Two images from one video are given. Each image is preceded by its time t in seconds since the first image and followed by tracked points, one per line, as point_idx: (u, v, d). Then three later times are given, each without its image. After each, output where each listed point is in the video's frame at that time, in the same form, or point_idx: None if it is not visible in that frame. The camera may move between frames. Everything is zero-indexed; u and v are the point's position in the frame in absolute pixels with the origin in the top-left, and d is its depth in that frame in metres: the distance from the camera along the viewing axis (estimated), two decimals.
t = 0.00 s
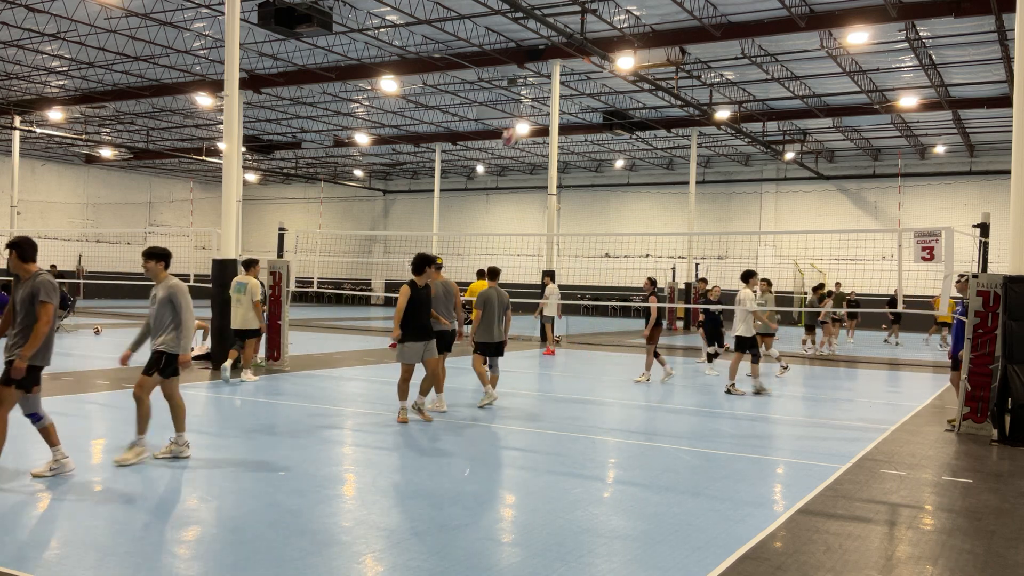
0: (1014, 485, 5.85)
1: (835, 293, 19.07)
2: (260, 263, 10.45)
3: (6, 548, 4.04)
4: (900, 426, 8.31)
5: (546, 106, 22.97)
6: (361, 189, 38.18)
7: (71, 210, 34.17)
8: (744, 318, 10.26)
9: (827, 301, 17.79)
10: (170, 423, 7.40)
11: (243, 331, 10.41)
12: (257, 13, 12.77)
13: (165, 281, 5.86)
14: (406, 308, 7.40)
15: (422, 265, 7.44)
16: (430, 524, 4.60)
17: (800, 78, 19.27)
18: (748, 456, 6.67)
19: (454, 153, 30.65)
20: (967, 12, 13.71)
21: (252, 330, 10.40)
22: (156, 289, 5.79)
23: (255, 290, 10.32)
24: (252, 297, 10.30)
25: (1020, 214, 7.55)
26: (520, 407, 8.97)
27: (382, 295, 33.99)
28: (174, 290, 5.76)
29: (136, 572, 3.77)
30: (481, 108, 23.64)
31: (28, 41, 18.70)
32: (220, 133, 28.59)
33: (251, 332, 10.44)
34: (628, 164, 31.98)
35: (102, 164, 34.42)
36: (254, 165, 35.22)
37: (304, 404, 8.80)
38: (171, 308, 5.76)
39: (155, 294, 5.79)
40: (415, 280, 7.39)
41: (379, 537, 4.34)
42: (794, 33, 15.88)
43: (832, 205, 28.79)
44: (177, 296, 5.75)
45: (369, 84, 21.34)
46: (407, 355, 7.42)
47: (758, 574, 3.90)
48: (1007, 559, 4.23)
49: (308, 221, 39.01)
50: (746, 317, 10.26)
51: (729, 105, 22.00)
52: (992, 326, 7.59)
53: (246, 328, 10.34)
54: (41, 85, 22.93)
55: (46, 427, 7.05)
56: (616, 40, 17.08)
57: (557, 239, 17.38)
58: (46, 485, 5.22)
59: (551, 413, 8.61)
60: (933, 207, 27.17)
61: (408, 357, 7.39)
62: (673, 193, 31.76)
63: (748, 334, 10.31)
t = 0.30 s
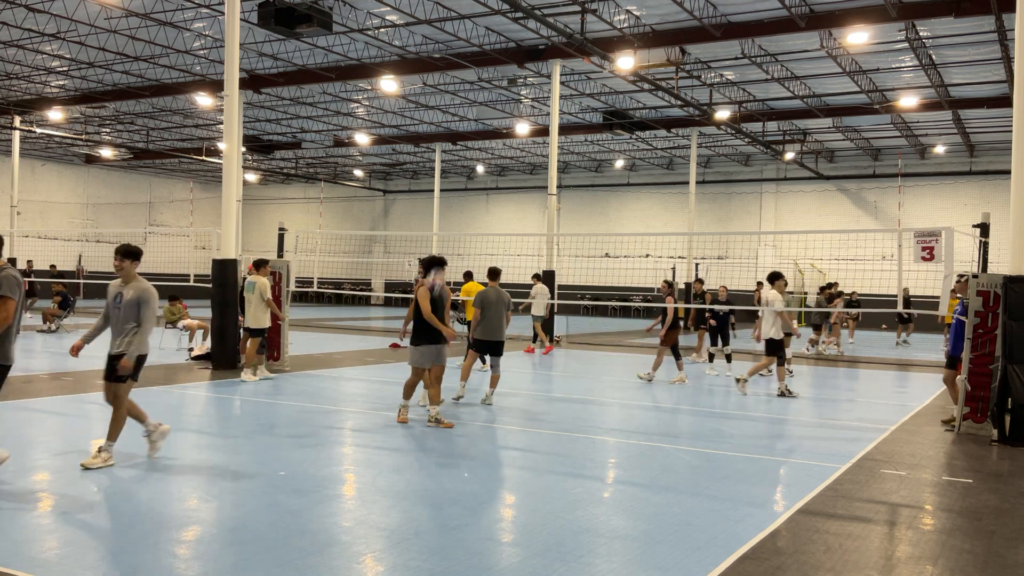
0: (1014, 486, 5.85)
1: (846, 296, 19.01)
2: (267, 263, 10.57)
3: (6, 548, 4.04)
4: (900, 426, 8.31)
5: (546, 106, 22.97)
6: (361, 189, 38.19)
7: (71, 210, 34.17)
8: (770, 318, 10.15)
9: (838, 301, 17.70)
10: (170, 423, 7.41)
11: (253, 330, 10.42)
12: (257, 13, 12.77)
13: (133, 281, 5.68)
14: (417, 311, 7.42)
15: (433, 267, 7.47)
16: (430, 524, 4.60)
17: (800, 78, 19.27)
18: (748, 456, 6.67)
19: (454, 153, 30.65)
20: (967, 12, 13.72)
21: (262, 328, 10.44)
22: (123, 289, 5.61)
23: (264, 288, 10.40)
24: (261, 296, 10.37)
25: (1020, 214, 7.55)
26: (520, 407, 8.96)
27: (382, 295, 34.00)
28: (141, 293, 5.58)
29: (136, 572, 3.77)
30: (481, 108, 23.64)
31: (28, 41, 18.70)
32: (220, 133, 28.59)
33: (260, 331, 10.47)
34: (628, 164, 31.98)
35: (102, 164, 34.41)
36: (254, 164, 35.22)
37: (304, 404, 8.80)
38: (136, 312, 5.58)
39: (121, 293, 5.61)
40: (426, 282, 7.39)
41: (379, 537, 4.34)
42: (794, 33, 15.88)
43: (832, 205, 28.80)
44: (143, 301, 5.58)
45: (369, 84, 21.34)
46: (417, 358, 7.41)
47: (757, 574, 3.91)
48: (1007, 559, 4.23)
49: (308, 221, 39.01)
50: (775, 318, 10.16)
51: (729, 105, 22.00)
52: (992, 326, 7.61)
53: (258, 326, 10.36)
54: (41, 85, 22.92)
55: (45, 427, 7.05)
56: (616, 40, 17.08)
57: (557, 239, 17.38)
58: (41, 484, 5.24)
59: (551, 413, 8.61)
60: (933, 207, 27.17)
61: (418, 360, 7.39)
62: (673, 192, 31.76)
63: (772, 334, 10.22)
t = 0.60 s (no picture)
0: (1014, 486, 5.84)
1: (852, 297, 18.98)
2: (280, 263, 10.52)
3: (5, 548, 4.03)
4: (900, 426, 8.31)
5: (546, 106, 22.97)
6: (361, 189, 38.19)
7: (71, 210, 34.17)
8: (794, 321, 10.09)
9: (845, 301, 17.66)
10: (170, 423, 7.41)
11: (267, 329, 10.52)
12: (257, 13, 12.77)
13: (105, 278, 5.54)
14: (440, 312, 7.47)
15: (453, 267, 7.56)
16: (430, 524, 4.60)
17: (800, 78, 19.27)
18: (748, 456, 6.67)
19: (454, 153, 30.65)
20: (966, 12, 13.72)
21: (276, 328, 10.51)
22: (97, 289, 5.48)
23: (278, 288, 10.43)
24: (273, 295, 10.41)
25: (1020, 213, 7.54)
26: (521, 407, 8.96)
27: (382, 295, 34.01)
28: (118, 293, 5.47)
29: (136, 572, 3.77)
30: (481, 108, 23.64)
31: (28, 41, 18.70)
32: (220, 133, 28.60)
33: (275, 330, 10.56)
34: (628, 164, 31.99)
35: (102, 164, 34.41)
36: (254, 164, 35.23)
37: (304, 404, 8.79)
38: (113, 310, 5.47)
39: (95, 293, 5.48)
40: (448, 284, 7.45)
41: (379, 537, 4.34)
42: (794, 33, 15.88)
43: (831, 205, 28.81)
44: (122, 300, 5.49)
45: (369, 84, 21.33)
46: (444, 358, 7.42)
47: (757, 574, 3.91)
48: (1007, 559, 4.23)
49: (308, 221, 39.02)
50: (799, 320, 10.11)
51: (729, 105, 22.00)
52: (992, 326, 7.60)
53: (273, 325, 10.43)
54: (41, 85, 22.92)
55: (44, 427, 7.04)
56: (616, 40, 17.08)
57: (557, 239, 17.38)
58: (37, 482, 5.25)
59: (551, 413, 8.61)
60: (933, 207, 27.16)
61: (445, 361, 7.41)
62: (673, 193, 31.77)
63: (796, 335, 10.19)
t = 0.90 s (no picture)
0: (1014, 486, 5.84)
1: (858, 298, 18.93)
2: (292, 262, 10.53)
3: (5, 548, 4.04)
4: (900, 426, 8.31)
5: (546, 106, 22.97)
6: (361, 189, 38.18)
7: (71, 210, 34.18)
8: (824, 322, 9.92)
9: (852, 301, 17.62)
10: (171, 423, 7.41)
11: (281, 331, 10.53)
12: (257, 13, 12.77)
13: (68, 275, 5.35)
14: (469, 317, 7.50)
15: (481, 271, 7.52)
16: (430, 524, 4.60)
17: (800, 78, 19.27)
18: (748, 456, 6.67)
19: (454, 153, 30.65)
20: (967, 12, 13.72)
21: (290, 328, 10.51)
22: (68, 286, 5.30)
23: (290, 288, 10.46)
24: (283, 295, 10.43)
25: (1020, 214, 7.54)
26: (521, 406, 8.96)
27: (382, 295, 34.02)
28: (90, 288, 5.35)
29: (136, 572, 3.77)
30: (481, 108, 23.64)
31: (28, 41, 18.69)
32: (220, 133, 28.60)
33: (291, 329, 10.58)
34: (628, 164, 31.99)
35: (102, 164, 34.41)
36: (254, 164, 35.23)
37: (304, 404, 8.79)
38: (87, 307, 5.40)
39: (65, 292, 5.29)
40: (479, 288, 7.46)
41: (379, 537, 4.34)
42: (794, 33, 15.88)
43: (831, 205, 28.81)
44: (94, 297, 5.39)
45: (369, 84, 21.33)
46: (471, 363, 7.47)
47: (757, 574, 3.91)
48: (1008, 559, 4.23)
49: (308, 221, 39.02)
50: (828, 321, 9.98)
51: (729, 105, 22.00)
52: (992, 326, 7.62)
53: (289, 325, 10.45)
54: (41, 85, 22.92)
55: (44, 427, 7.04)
56: (616, 40, 17.08)
57: (557, 239, 17.38)
58: (36, 482, 5.25)
59: (551, 413, 8.61)
60: (932, 207, 27.15)
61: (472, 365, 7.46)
62: (673, 193, 31.77)
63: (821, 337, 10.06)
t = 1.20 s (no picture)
0: (1013, 486, 5.84)
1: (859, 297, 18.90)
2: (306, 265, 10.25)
3: (5, 549, 4.03)
4: (900, 426, 8.31)
5: (546, 106, 22.97)
6: (361, 189, 38.18)
7: (71, 210, 34.17)
8: (845, 319, 9.86)
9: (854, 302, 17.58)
10: (170, 423, 7.41)
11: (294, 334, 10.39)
12: (257, 13, 12.77)
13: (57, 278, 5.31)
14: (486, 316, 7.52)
15: (499, 270, 7.54)
16: (430, 524, 4.60)
17: (800, 78, 19.27)
18: (748, 456, 6.67)
19: (454, 153, 30.65)
20: (967, 12, 13.72)
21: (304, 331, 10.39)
22: (62, 289, 5.26)
23: (305, 291, 10.27)
24: (298, 299, 10.24)
25: (1020, 213, 7.55)
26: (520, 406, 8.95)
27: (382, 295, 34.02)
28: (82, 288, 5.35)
29: (136, 572, 3.77)
30: (481, 108, 23.63)
31: (28, 41, 18.69)
32: (220, 133, 28.59)
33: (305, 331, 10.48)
34: (628, 164, 31.99)
35: (102, 164, 34.40)
36: (254, 165, 35.23)
37: (303, 403, 8.78)
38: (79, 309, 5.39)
39: (59, 293, 5.25)
40: (500, 287, 7.48)
41: (379, 537, 4.34)
42: (794, 33, 15.88)
43: (831, 205, 28.81)
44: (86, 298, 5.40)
45: (370, 84, 21.34)
46: (486, 361, 7.49)
47: (758, 574, 3.91)
48: (1008, 559, 4.23)
49: (308, 221, 39.04)
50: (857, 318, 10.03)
51: (729, 105, 22.00)
52: (992, 326, 7.60)
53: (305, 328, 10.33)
54: (41, 85, 22.92)
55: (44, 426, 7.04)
56: (616, 40, 17.07)
57: (557, 239, 17.38)
58: (37, 482, 5.25)
59: (551, 413, 8.60)
60: (933, 207, 27.14)
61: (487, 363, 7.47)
62: (673, 193, 31.76)
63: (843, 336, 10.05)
